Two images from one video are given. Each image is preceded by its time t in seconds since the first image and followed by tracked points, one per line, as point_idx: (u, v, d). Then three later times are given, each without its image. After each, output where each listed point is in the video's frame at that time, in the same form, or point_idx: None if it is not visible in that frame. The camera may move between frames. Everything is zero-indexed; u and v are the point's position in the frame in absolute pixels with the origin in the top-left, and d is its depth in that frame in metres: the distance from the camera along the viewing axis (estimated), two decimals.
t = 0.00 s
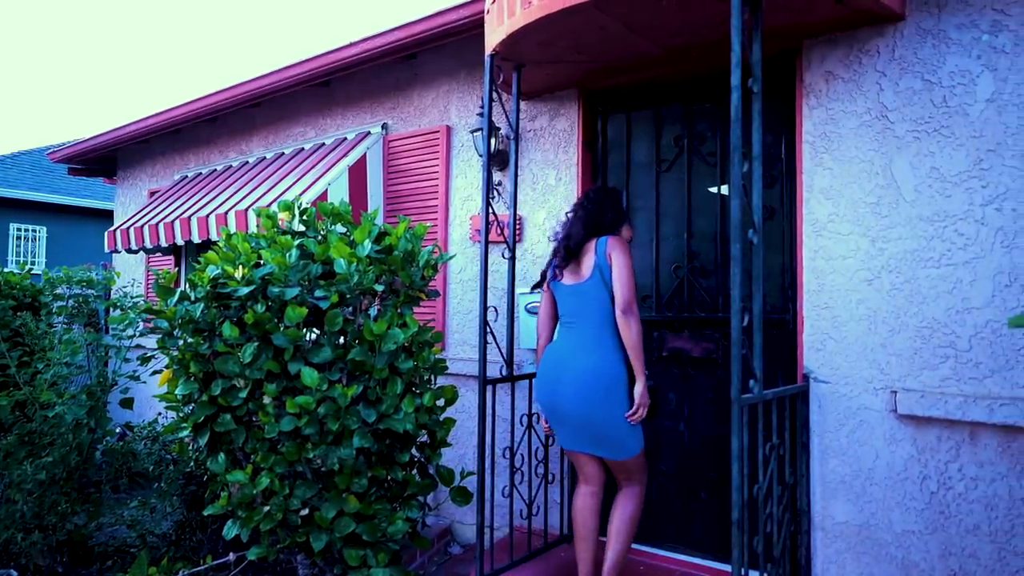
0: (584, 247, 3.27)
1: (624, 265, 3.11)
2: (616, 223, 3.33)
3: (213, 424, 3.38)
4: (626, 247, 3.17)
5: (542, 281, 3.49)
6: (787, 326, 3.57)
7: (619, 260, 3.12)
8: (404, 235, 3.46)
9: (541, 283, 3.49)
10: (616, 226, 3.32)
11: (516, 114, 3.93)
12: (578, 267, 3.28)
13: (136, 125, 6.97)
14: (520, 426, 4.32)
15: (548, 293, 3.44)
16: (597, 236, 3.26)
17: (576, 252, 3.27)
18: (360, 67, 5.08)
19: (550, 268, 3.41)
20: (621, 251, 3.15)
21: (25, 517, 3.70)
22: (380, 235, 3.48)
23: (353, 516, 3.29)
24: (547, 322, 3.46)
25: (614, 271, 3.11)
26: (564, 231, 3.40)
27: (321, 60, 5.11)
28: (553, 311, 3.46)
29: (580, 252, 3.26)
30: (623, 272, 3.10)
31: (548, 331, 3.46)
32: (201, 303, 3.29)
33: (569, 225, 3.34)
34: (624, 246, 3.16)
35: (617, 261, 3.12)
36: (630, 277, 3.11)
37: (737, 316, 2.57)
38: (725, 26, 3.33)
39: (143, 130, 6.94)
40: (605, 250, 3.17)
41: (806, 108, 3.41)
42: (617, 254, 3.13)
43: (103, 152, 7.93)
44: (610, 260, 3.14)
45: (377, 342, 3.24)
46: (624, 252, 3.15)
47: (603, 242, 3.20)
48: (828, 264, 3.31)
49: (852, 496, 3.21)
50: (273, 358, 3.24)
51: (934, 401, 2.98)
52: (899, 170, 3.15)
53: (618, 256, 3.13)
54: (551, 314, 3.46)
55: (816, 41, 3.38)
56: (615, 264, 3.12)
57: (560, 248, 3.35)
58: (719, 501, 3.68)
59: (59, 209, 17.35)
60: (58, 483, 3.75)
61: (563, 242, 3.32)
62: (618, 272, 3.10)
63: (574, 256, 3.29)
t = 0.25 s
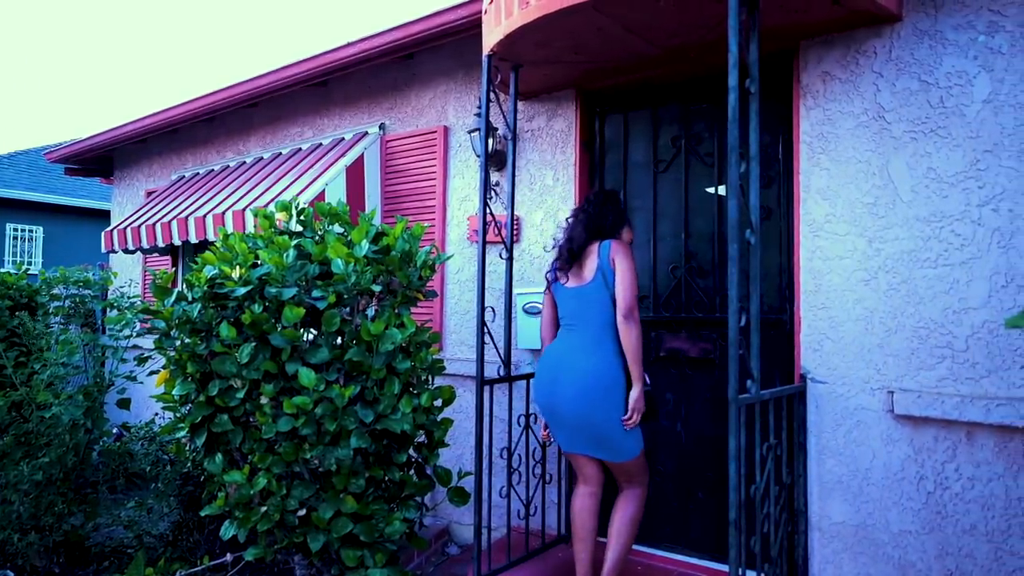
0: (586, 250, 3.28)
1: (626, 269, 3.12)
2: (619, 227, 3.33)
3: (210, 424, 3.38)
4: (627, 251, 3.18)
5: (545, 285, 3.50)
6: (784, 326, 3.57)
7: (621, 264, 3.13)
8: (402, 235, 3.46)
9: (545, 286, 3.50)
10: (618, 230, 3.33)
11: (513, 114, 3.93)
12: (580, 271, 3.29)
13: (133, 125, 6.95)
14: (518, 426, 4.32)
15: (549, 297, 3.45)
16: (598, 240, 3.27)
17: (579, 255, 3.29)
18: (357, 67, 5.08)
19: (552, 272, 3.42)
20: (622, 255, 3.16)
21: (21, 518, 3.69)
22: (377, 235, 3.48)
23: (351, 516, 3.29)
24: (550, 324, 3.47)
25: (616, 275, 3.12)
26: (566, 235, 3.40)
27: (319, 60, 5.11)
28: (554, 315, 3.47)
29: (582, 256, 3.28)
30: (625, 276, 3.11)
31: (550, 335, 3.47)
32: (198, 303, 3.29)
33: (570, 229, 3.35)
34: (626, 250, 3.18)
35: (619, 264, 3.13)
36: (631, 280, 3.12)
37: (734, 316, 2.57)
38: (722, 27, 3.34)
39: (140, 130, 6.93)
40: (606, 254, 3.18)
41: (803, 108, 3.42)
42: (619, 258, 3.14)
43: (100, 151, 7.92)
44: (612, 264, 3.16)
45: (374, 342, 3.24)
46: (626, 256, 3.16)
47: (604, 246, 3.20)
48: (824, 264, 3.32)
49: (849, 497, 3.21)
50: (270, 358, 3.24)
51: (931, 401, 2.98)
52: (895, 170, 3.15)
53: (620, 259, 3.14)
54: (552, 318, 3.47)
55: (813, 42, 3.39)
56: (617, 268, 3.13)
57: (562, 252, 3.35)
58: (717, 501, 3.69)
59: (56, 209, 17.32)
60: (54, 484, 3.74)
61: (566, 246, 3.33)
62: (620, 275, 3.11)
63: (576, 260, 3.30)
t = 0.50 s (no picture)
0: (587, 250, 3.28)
1: (626, 269, 3.12)
2: (620, 225, 3.32)
3: (208, 425, 3.37)
4: (627, 251, 3.18)
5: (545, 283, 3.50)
6: (781, 326, 3.57)
7: (621, 263, 3.13)
8: (400, 236, 3.46)
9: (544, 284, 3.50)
10: (620, 229, 3.32)
11: (512, 115, 3.93)
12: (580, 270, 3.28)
13: (131, 125, 6.95)
14: (515, 426, 4.32)
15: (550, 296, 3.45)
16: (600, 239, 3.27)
17: (581, 253, 3.28)
18: (355, 67, 5.08)
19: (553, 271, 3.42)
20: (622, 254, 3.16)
21: (18, 519, 3.69)
22: (375, 235, 3.48)
23: (349, 517, 3.28)
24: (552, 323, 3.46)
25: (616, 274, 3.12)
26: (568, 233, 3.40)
27: (317, 60, 5.11)
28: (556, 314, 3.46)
29: (582, 255, 3.27)
30: (625, 276, 3.11)
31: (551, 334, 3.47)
32: (196, 304, 3.28)
33: (572, 227, 3.35)
34: (626, 249, 3.17)
35: (619, 264, 3.13)
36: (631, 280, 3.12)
37: (732, 317, 2.58)
38: (720, 27, 3.35)
39: (137, 130, 6.92)
40: (607, 253, 3.18)
41: (800, 109, 3.42)
42: (619, 257, 3.14)
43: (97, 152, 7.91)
44: (612, 263, 3.15)
45: (372, 342, 3.24)
46: (625, 255, 3.16)
47: (605, 246, 3.20)
48: (822, 264, 3.32)
49: (847, 497, 3.22)
50: (268, 359, 3.23)
51: (928, 401, 2.99)
52: (892, 171, 3.16)
53: (620, 259, 3.14)
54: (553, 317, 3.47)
55: (810, 42, 3.40)
56: (617, 268, 3.13)
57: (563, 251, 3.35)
58: (714, 501, 3.69)
59: (53, 209, 17.29)
60: (51, 485, 3.74)
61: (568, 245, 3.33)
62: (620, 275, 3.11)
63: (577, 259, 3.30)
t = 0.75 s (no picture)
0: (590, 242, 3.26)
1: (625, 262, 3.10)
2: (625, 216, 3.28)
3: (207, 425, 3.37)
4: (627, 243, 3.16)
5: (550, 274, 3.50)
6: (781, 326, 3.57)
7: (619, 256, 3.11)
8: (399, 236, 3.46)
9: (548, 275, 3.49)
10: (625, 219, 3.27)
11: (511, 114, 3.93)
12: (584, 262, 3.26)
13: (130, 125, 6.94)
14: (515, 426, 4.32)
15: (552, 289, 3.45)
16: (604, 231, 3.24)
17: (584, 245, 3.27)
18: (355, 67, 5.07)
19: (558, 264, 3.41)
20: (621, 247, 3.14)
21: (17, 520, 3.68)
22: (374, 236, 3.48)
23: (348, 517, 3.28)
24: (553, 316, 3.47)
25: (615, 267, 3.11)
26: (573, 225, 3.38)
27: (316, 60, 5.11)
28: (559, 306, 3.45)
29: (586, 247, 3.26)
30: (624, 268, 3.09)
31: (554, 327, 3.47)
32: (195, 304, 3.28)
33: (577, 218, 3.34)
34: (625, 242, 3.16)
35: (618, 257, 3.12)
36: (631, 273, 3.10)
37: (731, 317, 2.58)
38: (719, 27, 3.35)
39: (136, 130, 6.91)
40: (607, 246, 3.17)
41: (800, 109, 3.42)
42: (618, 250, 3.12)
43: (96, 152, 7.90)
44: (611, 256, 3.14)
45: (371, 342, 3.23)
46: (625, 248, 3.14)
47: (606, 239, 3.18)
48: (821, 264, 3.32)
49: (846, 497, 3.22)
50: (267, 359, 3.23)
51: (927, 401, 2.99)
52: (892, 171, 3.16)
53: (618, 252, 3.13)
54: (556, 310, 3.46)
55: (809, 43, 3.40)
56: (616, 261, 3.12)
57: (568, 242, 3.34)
58: (713, 501, 3.69)
59: (52, 209, 17.28)
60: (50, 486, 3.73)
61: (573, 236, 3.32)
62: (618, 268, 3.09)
63: (580, 251, 3.29)
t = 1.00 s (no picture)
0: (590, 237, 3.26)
1: (622, 258, 3.09)
2: (626, 207, 3.25)
3: (207, 425, 3.37)
4: (625, 238, 3.14)
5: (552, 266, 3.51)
6: (781, 326, 3.57)
7: (617, 252, 3.10)
8: (399, 236, 3.47)
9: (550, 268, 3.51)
10: (626, 210, 3.25)
11: (511, 114, 3.93)
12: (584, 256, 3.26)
13: (129, 124, 6.94)
14: (514, 426, 4.33)
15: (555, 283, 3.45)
16: (603, 226, 3.22)
17: (585, 239, 3.27)
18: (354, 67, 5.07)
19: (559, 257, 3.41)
20: (618, 243, 3.12)
21: (16, 519, 3.68)
22: (374, 235, 3.48)
23: (348, 517, 3.28)
24: (556, 311, 3.48)
25: (613, 263, 3.10)
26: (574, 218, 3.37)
27: (315, 60, 5.11)
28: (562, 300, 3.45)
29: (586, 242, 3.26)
30: (622, 264, 3.08)
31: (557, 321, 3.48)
32: (195, 304, 3.28)
33: (579, 211, 3.33)
34: (624, 237, 3.14)
35: (615, 253, 3.11)
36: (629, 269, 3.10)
37: (732, 317, 2.57)
38: (718, 27, 3.35)
39: (136, 130, 6.91)
40: (605, 241, 3.15)
41: (799, 109, 3.43)
42: (615, 245, 3.11)
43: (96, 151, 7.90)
44: (608, 252, 3.13)
45: (371, 342, 3.23)
46: (622, 243, 3.12)
47: (603, 234, 3.17)
48: (820, 265, 3.32)
49: (845, 497, 3.22)
50: (266, 359, 3.23)
51: (926, 402, 2.99)
52: (891, 171, 3.16)
53: (615, 248, 3.12)
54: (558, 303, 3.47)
55: (809, 43, 3.40)
56: (613, 257, 3.11)
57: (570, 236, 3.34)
58: (713, 501, 3.69)
59: (51, 210, 17.28)
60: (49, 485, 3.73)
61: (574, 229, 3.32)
62: (615, 264, 3.09)
63: (581, 246, 3.29)
